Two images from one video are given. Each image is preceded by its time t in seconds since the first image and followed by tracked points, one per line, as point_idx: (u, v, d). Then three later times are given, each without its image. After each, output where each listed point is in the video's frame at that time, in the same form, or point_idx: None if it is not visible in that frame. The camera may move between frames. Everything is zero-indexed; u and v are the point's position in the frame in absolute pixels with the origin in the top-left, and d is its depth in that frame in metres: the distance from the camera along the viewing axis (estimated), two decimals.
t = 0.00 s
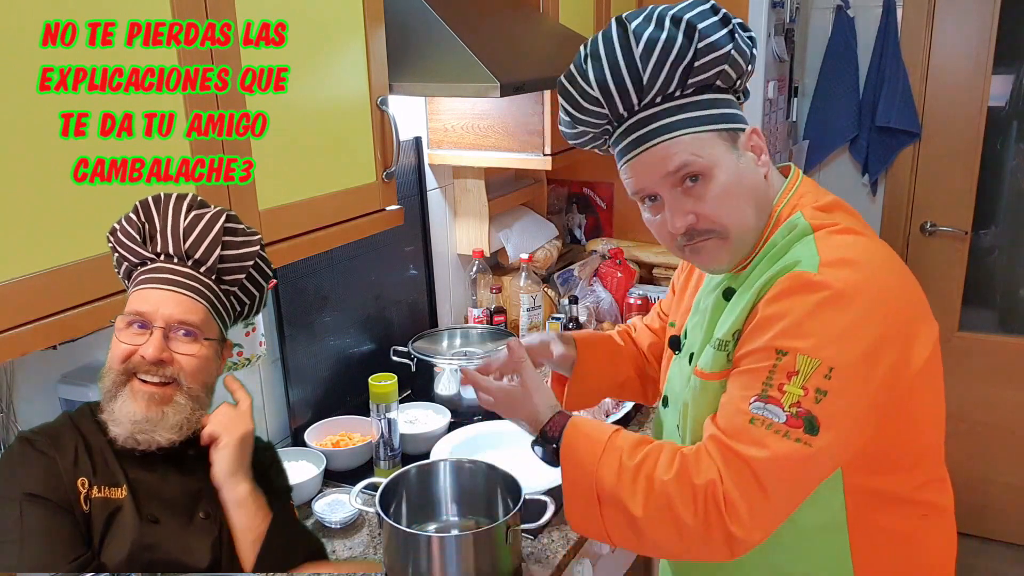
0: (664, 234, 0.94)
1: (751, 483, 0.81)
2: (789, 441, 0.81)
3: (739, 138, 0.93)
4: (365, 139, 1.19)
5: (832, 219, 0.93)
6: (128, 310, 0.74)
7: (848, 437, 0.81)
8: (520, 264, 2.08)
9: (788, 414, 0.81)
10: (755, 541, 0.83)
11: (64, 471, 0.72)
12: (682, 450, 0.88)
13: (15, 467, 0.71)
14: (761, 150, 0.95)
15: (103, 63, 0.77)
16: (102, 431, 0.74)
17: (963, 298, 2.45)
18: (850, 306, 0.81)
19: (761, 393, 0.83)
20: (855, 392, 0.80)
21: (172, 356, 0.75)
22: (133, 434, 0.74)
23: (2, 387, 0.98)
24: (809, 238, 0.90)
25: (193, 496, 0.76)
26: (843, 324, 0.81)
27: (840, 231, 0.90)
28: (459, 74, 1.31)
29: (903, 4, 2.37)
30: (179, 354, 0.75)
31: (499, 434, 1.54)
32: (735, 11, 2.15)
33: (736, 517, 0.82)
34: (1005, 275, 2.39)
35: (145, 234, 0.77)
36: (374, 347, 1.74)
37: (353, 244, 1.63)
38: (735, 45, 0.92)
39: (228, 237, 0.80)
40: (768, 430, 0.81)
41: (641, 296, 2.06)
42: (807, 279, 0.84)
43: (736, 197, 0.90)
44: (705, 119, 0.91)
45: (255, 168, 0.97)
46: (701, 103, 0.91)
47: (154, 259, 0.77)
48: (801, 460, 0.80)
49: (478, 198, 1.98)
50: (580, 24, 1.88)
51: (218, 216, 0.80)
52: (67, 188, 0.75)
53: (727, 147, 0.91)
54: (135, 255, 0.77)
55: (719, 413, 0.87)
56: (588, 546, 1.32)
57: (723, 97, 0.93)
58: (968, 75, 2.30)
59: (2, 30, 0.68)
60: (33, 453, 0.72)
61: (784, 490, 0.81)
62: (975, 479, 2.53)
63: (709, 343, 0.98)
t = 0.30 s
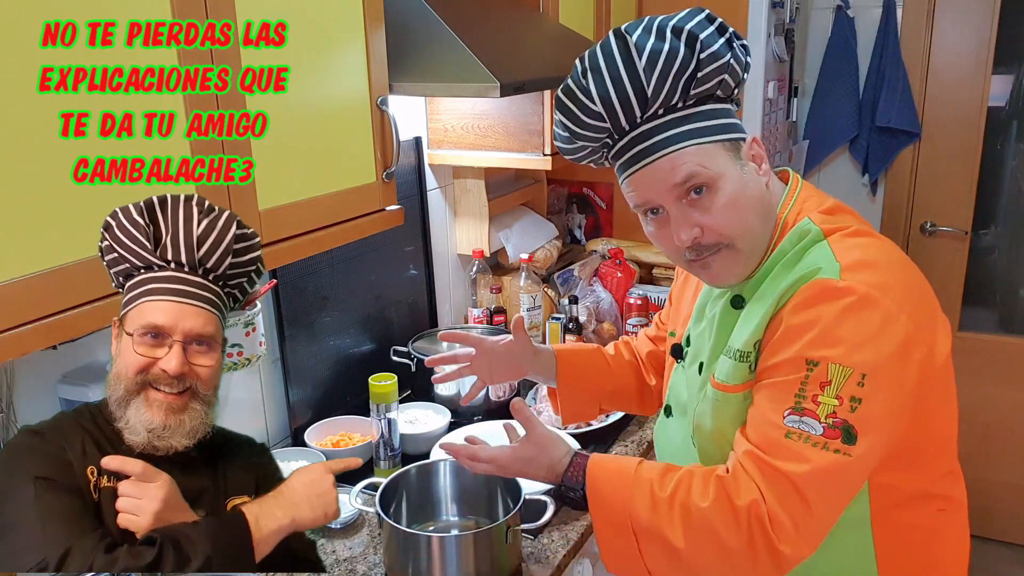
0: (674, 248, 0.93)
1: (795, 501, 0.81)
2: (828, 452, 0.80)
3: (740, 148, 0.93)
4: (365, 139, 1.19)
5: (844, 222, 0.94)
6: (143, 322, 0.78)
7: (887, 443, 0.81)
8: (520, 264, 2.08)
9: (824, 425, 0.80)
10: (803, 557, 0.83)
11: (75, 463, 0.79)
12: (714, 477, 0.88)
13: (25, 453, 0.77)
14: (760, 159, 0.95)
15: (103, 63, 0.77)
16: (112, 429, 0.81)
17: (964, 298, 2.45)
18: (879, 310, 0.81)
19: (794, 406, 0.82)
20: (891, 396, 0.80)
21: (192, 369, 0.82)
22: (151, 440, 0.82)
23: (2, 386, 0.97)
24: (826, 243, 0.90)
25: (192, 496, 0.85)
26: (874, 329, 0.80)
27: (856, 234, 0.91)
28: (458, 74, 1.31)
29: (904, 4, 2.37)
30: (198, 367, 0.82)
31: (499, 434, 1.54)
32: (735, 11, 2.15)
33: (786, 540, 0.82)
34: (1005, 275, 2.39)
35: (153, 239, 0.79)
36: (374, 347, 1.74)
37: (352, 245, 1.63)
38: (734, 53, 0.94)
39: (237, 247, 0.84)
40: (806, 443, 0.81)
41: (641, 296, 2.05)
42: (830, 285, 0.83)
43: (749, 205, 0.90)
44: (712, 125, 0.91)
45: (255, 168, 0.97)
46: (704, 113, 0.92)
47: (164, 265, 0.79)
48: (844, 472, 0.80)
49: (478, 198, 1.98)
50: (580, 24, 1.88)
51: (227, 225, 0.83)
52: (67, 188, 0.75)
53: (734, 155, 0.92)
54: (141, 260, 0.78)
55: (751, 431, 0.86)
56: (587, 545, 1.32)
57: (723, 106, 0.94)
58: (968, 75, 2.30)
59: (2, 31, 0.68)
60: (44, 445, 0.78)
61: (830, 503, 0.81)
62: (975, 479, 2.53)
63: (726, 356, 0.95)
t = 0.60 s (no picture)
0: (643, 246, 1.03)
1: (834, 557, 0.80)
2: (860, 506, 0.79)
3: (686, 183, 0.91)
4: (365, 139, 1.19)
5: (857, 243, 0.91)
6: (150, 323, 0.83)
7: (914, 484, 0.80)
8: (520, 264, 2.08)
9: (852, 479, 0.79)
10: None
11: (70, 463, 0.82)
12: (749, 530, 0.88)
13: (21, 455, 0.80)
14: (718, 194, 0.90)
15: (103, 63, 0.77)
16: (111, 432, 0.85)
17: (964, 298, 2.45)
18: (898, 353, 0.78)
19: (820, 460, 0.80)
20: (917, 440, 0.78)
21: (195, 368, 0.87)
22: (154, 439, 0.87)
23: (1, 386, 0.97)
24: (838, 270, 0.88)
25: (191, 494, 0.90)
26: (892, 375, 0.78)
27: (869, 261, 0.88)
28: (458, 74, 1.31)
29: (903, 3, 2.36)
30: (201, 366, 0.87)
31: (499, 433, 1.54)
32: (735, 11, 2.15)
33: None
34: (1005, 275, 2.40)
35: (159, 241, 0.83)
36: (374, 347, 1.74)
37: (353, 244, 1.63)
38: (679, 89, 0.86)
39: (241, 250, 0.88)
40: (835, 499, 0.80)
41: (641, 296, 2.01)
42: (846, 329, 0.80)
43: (678, 237, 0.94)
44: (652, 161, 0.91)
45: (255, 169, 0.97)
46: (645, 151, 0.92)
47: (168, 266, 0.84)
48: (876, 523, 0.79)
49: (478, 198, 1.98)
50: (580, 24, 1.88)
51: (234, 227, 0.87)
52: (66, 188, 0.75)
53: (671, 192, 0.92)
54: (147, 261, 0.81)
55: (775, 486, 0.85)
56: (587, 545, 1.32)
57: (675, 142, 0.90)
58: (968, 75, 2.30)
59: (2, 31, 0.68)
60: (39, 447, 0.81)
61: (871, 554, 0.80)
62: (976, 479, 2.53)
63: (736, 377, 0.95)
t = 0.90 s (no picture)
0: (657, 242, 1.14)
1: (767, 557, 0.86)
2: (787, 514, 0.84)
3: (657, 194, 1.02)
4: (365, 139, 1.19)
5: (829, 256, 0.92)
6: (146, 322, 0.85)
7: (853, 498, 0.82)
8: (520, 264, 2.08)
9: (782, 488, 0.83)
10: None
11: (70, 460, 0.84)
12: (702, 526, 0.94)
13: (20, 454, 0.82)
14: (683, 206, 1.00)
15: (103, 62, 0.77)
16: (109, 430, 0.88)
17: (964, 298, 2.46)
18: (836, 370, 0.81)
19: (755, 467, 0.85)
20: (851, 453, 0.81)
21: (191, 366, 0.89)
22: (150, 436, 0.89)
23: (2, 386, 0.97)
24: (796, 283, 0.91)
25: (187, 491, 0.93)
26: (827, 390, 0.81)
27: (831, 275, 0.89)
28: (458, 74, 1.31)
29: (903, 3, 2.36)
30: (196, 364, 0.90)
31: (498, 433, 1.54)
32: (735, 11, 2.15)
33: None
34: (1005, 275, 2.40)
35: (156, 242, 0.85)
36: (374, 347, 1.74)
37: (353, 244, 1.63)
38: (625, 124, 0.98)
39: (236, 250, 0.90)
40: (766, 504, 0.85)
41: (641, 296, 2.06)
42: (784, 345, 0.83)
43: (663, 240, 1.06)
44: (630, 178, 1.05)
45: (255, 169, 0.97)
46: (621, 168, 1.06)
47: (165, 266, 0.86)
48: (805, 528, 0.83)
49: (478, 198, 1.98)
50: (580, 24, 1.88)
51: (227, 228, 0.88)
52: (66, 188, 0.75)
53: (650, 201, 1.04)
54: (144, 261, 0.83)
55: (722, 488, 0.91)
56: (587, 545, 1.32)
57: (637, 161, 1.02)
58: (968, 75, 2.30)
59: (3, 31, 0.68)
60: (40, 444, 0.83)
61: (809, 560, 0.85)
62: (976, 479, 2.54)
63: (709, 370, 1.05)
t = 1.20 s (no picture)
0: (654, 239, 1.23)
1: (679, 449, 1.01)
2: (700, 421, 0.98)
3: (659, 196, 1.11)
4: (365, 139, 1.19)
5: (797, 236, 1.02)
6: (153, 312, 0.81)
7: (757, 427, 0.96)
8: (520, 264, 2.08)
9: (701, 400, 0.97)
10: (679, 492, 1.05)
11: (64, 458, 0.80)
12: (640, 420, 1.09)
13: (16, 450, 0.78)
14: (682, 204, 1.10)
15: (103, 62, 0.77)
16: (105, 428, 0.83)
17: (964, 298, 2.45)
18: (775, 320, 0.93)
19: (690, 379, 0.99)
20: (767, 388, 0.94)
21: (198, 354, 0.86)
22: (162, 427, 0.85)
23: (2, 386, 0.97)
24: (765, 256, 1.01)
25: (182, 496, 0.88)
26: (765, 340, 0.93)
27: (794, 250, 1.00)
28: (458, 74, 1.31)
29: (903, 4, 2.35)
30: (202, 351, 0.86)
31: (499, 433, 1.54)
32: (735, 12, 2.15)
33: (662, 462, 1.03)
34: (1005, 275, 2.40)
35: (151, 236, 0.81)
36: (374, 347, 1.74)
37: (353, 245, 1.63)
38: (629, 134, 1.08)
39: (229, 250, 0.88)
40: (687, 410, 0.99)
41: (641, 297, 2.07)
42: (741, 298, 0.95)
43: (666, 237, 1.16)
44: (634, 183, 1.14)
45: (255, 169, 0.97)
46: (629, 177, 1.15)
47: (163, 261, 0.82)
48: (710, 437, 0.98)
49: (478, 198, 1.98)
50: (580, 24, 1.88)
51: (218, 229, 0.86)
52: (66, 188, 0.75)
53: (653, 203, 1.13)
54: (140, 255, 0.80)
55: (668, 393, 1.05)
56: (588, 545, 1.32)
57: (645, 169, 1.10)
58: (968, 75, 2.30)
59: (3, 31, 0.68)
60: (35, 441, 0.79)
61: (706, 461, 1.00)
62: (976, 478, 2.54)
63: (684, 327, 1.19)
